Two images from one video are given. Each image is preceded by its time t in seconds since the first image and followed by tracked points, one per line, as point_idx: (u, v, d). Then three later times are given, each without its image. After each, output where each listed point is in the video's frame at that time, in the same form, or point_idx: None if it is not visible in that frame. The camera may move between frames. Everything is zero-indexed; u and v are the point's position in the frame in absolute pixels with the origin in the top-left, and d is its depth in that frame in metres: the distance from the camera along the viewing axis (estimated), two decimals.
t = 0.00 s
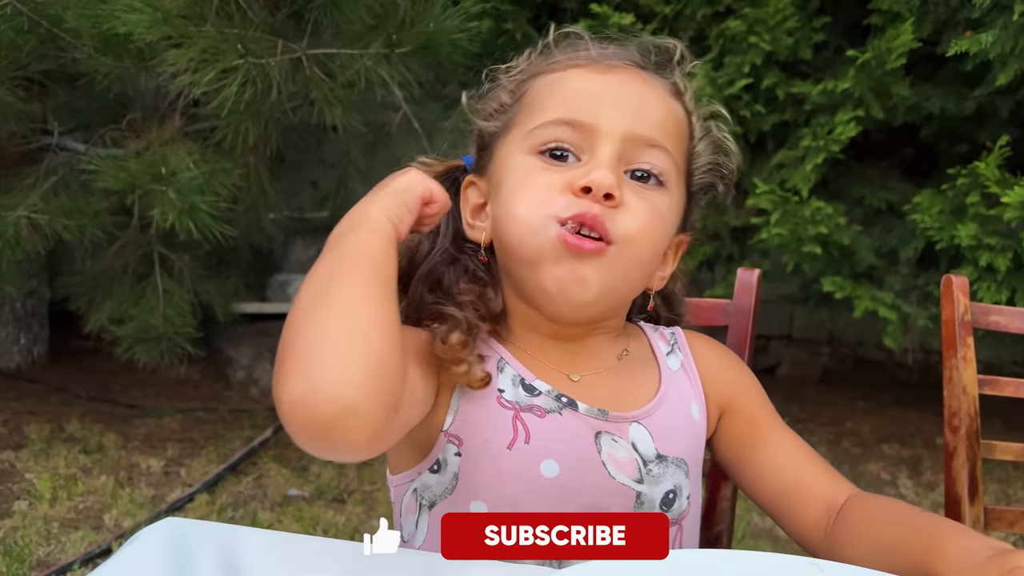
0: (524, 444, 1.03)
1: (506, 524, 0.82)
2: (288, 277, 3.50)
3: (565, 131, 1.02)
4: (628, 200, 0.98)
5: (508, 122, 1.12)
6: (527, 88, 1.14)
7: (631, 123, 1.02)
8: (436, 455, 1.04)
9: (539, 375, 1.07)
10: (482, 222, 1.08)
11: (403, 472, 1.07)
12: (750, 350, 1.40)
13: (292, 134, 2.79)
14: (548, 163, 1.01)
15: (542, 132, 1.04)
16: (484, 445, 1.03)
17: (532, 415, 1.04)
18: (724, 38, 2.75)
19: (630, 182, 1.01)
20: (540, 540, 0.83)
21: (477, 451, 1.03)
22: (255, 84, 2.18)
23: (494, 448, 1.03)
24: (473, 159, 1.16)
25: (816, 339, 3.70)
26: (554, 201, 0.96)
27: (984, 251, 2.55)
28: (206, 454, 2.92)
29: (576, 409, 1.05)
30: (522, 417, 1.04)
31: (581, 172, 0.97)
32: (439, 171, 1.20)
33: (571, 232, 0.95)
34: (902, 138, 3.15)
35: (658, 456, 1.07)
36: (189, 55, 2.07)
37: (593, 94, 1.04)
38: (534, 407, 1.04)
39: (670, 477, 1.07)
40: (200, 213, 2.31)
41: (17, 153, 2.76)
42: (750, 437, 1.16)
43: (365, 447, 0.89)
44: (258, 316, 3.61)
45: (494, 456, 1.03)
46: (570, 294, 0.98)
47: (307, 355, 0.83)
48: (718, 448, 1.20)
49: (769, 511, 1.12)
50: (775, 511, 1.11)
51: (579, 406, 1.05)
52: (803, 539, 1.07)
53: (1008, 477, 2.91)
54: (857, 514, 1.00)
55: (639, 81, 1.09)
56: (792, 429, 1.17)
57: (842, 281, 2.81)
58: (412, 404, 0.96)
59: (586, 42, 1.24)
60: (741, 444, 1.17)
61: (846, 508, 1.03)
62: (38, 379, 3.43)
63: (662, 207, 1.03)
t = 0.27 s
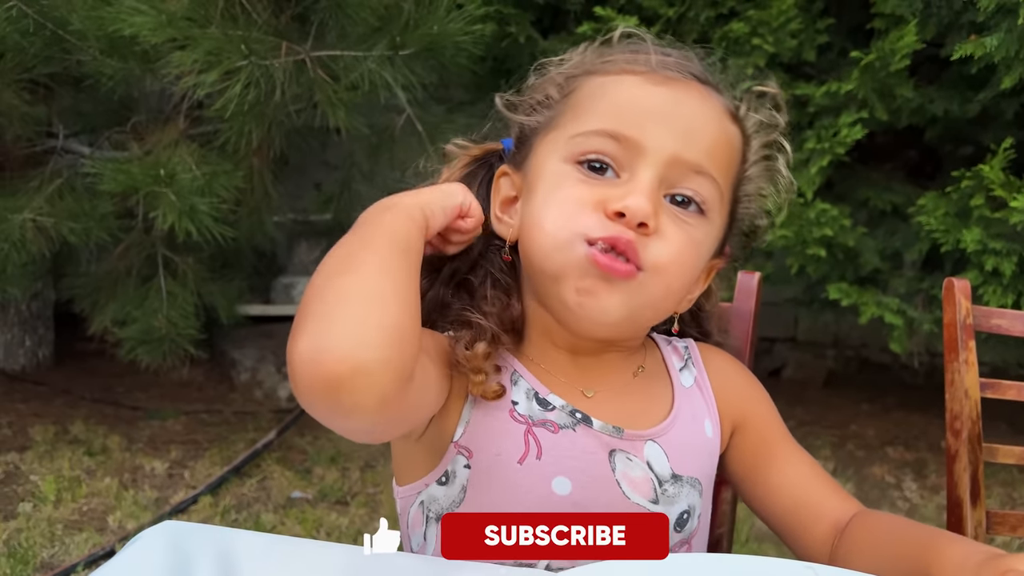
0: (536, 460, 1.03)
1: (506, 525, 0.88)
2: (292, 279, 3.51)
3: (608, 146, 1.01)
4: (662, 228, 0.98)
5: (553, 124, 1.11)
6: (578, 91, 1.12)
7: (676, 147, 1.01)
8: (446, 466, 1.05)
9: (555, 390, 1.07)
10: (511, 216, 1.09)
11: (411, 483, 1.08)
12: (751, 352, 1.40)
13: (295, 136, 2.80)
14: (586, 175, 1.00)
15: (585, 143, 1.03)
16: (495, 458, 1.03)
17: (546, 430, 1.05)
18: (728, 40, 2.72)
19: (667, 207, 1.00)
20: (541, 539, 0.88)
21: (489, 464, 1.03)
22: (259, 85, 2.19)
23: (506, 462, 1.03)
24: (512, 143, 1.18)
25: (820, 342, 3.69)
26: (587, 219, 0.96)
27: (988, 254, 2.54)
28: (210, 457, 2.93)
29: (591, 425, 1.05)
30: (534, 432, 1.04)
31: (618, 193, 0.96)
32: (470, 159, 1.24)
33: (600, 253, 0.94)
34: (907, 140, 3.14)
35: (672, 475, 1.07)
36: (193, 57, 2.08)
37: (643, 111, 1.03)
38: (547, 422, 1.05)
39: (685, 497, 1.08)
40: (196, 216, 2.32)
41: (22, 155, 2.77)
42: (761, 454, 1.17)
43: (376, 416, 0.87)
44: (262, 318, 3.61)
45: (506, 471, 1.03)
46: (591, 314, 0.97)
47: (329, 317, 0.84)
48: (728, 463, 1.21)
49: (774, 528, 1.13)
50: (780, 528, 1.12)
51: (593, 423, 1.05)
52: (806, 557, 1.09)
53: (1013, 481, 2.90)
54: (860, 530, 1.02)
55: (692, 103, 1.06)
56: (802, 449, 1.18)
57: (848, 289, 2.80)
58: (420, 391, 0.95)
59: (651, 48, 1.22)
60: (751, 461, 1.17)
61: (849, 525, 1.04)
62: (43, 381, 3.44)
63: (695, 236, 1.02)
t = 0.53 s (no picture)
0: (564, 493, 0.98)
1: (505, 525, 0.90)
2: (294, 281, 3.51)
3: (659, 182, 0.85)
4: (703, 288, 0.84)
5: (599, 148, 0.95)
6: (630, 113, 0.96)
7: (732, 196, 0.85)
8: (469, 475, 0.95)
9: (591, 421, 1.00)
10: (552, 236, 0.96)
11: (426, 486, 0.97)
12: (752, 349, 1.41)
13: (297, 138, 2.80)
14: (629, 217, 0.84)
15: (632, 177, 0.86)
16: (523, 484, 0.97)
17: (577, 464, 0.99)
18: (729, 41, 2.70)
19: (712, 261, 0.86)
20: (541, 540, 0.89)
21: (516, 487, 0.96)
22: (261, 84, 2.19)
23: (533, 491, 0.97)
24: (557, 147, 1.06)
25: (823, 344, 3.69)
26: (625, 273, 0.81)
27: (991, 255, 2.53)
28: (212, 458, 2.93)
29: (621, 463, 1.00)
30: (566, 465, 0.99)
31: (664, 245, 0.81)
32: (510, 159, 1.16)
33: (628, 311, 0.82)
34: (909, 142, 3.14)
35: (687, 511, 1.04)
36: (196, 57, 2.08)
37: (705, 148, 0.86)
38: (579, 455, 0.99)
39: (696, 532, 1.05)
40: (205, 216, 2.33)
41: (25, 157, 2.78)
42: (771, 478, 1.16)
43: (443, 396, 0.70)
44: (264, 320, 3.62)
45: (531, 499, 0.97)
46: (609, 382, 0.85)
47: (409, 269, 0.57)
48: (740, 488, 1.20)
49: (784, 551, 1.15)
50: (791, 551, 1.13)
51: (624, 461, 1.00)
52: None
53: (1017, 482, 2.89)
54: (866, 543, 1.04)
55: (756, 143, 0.90)
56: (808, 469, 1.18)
57: (845, 281, 2.81)
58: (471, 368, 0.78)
59: (718, 74, 1.04)
60: (761, 485, 1.17)
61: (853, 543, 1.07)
62: (46, 384, 3.44)
63: (736, 293, 0.89)
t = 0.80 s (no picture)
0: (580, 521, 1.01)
1: (505, 525, 0.92)
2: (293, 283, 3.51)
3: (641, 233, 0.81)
4: (702, 334, 0.82)
5: (582, 188, 0.92)
6: (609, 150, 0.92)
7: (721, 241, 0.80)
8: (488, 490, 0.97)
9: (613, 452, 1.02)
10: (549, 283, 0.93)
11: (444, 494, 0.98)
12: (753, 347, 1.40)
13: (293, 140, 2.80)
14: (615, 266, 0.82)
15: (614, 227, 0.83)
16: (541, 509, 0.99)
17: (597, 494, 1.01)
18: (726, 42, 2.69)
19: (713, 305, 0.82)
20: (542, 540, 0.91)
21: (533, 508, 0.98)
22: (256, 90, 2.19)
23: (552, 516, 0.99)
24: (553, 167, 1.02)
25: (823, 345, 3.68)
26: (616, 328, 0.80)
27: (988, 256, 2.53)
28: (210, 461, 2.93)
29: (639, 496, 1.03)
30: (586, 494, 1.01)
31: (651, 299, 0.79)
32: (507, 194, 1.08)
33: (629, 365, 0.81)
34: (908, 142, 3.13)
35: (698, 542, 1.07)
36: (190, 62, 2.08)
37: (687, 191, 0.81)
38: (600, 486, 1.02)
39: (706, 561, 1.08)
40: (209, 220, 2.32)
41: (22, 160, 2.78)
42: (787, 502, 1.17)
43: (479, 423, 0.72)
44: (263, 322, 3.61)
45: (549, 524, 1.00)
46: (623, 428, 0.86)
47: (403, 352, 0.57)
48: (756, 511, 1.21)
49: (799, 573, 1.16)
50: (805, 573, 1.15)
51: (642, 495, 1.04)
52: None
53: (1017, 483, 2.88)
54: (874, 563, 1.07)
55: (742, 175, 0.85)
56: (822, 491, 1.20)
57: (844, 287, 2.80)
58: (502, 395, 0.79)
59: (698, 95, 0.99)
60: (778, 508, 1.18)
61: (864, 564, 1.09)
62: (44, 386, 3.44)
63: (744, 328, 0.86)
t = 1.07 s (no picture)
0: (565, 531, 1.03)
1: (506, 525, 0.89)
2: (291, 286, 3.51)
3: (618, 261, 0.83)
4: (690, 357, 0.83)
5: (563, 214, 0.94)
6: (583, 174, 0.94)
7: (700, 260, 0.81)
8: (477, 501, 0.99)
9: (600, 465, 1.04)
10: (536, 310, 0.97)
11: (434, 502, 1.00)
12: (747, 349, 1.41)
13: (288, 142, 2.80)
14: (593, 292, 0.84)
15: (592, 255, 0.86)
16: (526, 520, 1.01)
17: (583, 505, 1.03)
18: (721, 44, 2.69)
19: (697, 323, 0.83)
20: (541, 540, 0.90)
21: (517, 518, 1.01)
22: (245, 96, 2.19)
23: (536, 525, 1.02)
24: (532, 189, 1.07)
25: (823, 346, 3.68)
26: (599, 353, 0.82)
27: (985, 257, 2.53)
28: (207, 464, 2.93)
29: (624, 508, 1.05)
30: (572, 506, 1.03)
31: (631, 323, 0.80)
32: (485, 215, 1.19)
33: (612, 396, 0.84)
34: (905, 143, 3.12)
35: (680, 549, 1.10)
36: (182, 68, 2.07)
37: (658, 214, 0.82)
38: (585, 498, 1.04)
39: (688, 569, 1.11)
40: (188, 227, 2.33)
41: (18, 164, 2.78)
42: (776, 511, 1.20)
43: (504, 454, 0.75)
44: (261, 325, 3.61)
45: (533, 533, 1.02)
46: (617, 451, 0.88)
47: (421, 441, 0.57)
48: (746, 520, 1.24)
49: None
50: None
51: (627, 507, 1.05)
52: None
53: (1015, 484, 2.87)
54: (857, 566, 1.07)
55: (717, 192, 0.85)
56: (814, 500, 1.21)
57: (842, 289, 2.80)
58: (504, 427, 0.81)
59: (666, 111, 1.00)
60: (766, 516, 1.20)
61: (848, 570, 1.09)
62: (42, 390, 3.45)
63: (733, 346, 0.87)
